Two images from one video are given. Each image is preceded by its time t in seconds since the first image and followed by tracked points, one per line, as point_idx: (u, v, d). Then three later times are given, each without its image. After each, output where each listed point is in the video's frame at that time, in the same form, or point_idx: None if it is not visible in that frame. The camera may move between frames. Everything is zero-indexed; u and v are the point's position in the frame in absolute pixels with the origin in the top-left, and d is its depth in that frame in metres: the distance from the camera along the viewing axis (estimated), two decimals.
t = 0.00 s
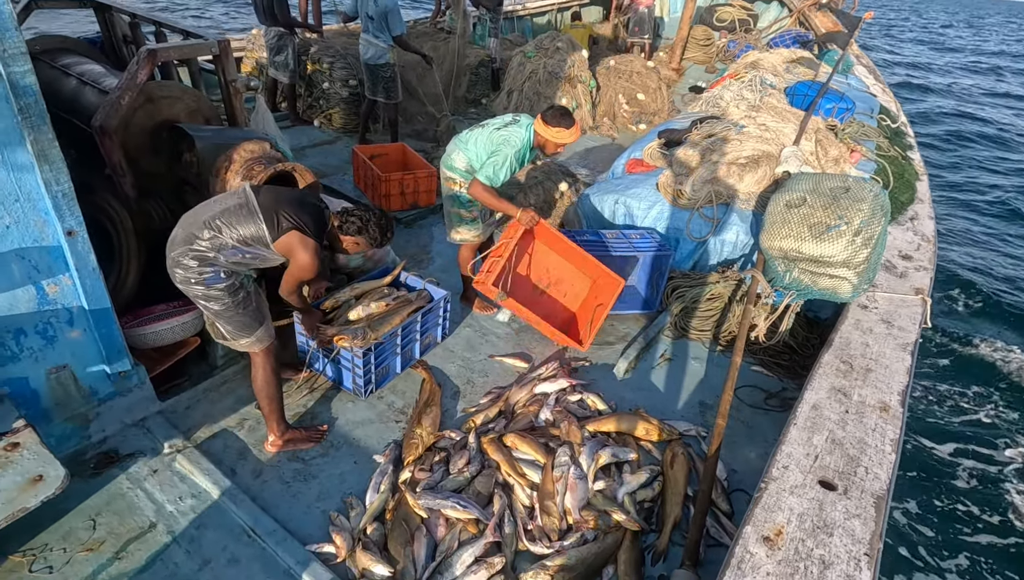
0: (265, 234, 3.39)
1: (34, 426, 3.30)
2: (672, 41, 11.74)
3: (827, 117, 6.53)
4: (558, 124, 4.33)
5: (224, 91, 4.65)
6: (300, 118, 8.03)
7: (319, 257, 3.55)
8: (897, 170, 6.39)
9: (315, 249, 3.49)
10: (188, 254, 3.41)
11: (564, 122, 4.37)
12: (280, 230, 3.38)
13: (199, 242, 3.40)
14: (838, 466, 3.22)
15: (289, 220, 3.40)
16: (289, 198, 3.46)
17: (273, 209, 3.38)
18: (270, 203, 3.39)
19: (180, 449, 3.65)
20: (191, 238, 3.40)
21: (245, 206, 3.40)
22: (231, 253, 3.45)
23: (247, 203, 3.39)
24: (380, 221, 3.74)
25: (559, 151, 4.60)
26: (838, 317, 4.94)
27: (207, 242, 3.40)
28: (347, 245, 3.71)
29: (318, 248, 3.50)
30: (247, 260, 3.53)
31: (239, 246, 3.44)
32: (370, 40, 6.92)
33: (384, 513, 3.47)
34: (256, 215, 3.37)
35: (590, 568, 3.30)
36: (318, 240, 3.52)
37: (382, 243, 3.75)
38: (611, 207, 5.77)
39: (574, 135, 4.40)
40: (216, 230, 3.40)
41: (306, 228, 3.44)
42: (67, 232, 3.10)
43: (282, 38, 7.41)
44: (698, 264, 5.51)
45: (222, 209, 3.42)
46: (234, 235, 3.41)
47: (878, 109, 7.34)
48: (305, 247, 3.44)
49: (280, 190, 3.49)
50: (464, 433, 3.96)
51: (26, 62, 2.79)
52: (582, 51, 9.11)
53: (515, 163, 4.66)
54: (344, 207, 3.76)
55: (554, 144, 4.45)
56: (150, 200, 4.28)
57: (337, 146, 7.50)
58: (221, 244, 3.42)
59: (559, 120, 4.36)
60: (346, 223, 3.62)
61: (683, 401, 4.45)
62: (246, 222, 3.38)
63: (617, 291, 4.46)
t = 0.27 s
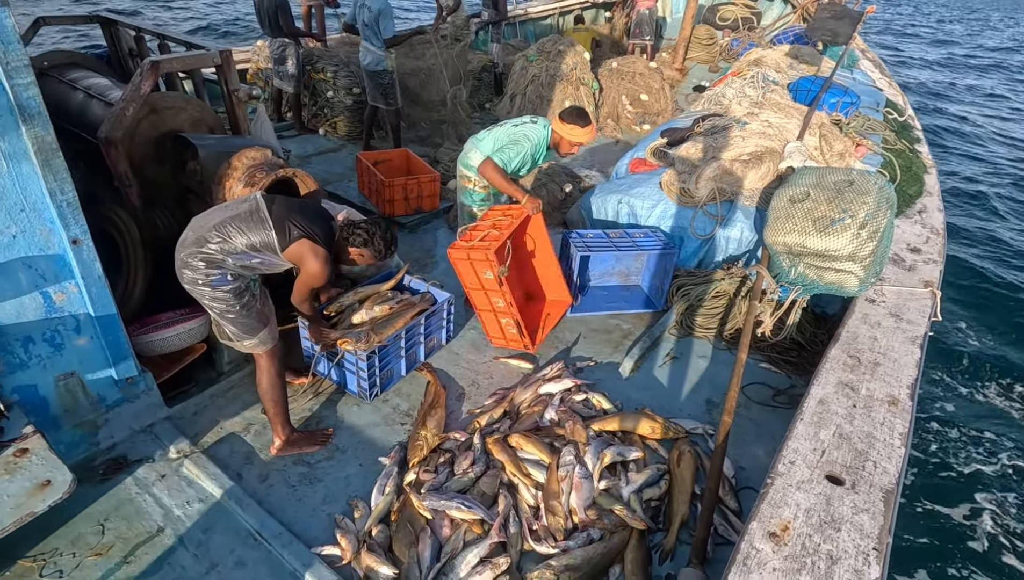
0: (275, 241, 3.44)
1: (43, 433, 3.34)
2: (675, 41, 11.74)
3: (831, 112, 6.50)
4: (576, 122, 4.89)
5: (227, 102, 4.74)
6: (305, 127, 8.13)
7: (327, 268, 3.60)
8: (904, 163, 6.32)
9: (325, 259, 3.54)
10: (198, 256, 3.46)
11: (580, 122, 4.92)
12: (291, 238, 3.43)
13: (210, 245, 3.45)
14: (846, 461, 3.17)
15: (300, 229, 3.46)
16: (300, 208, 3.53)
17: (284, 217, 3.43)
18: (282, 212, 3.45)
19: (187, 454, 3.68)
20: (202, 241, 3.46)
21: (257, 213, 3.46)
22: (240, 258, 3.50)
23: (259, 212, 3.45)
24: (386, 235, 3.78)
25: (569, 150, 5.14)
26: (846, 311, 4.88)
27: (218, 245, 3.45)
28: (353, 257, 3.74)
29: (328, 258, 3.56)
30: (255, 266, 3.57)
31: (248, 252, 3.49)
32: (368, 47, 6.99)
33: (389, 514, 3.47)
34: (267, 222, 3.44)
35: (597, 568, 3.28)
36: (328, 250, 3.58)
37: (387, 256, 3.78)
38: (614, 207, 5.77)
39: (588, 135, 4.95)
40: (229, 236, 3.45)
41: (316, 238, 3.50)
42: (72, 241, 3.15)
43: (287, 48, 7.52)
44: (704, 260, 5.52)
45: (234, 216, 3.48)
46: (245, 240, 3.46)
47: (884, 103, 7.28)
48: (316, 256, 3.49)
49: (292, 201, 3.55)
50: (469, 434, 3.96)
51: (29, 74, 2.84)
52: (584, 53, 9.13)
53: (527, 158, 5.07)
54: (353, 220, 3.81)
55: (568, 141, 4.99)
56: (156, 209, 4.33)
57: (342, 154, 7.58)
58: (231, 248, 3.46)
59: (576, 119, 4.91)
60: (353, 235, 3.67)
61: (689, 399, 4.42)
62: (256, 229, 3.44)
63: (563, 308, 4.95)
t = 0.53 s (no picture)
0: (279, 238, 3.46)
1: (51, 430, 3.38)
2: (679, 37, 11.72)
3: (835, 103, 6.46)
4: (580, 123, 4.71)
5: (229, 103, 4.80)
6: (310, 129, 8.20)
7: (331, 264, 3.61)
8: (911, 154, 6.27)
9: (330, 255, 3.56)
10: (202, 252, 3.49)
11: (587, 122, 4.73)
12: (295, 235, 3.45)
13: (214, 242, 3.48)
14: (851, 450, 3.14)
15: (303, 226, 3.48)
16: (302, 205, 3.54)
17: (287, 214, 3.45)
18: (285, 209, 3.46)
19: (193, 451, 3.70)
20: (206, 238, 3.48)
21: (259, 211, 3.48)
22: (244, 255, 3.53)
23: (262, 210, 3.47)
24: (388, 232, 3.80)
25: (579, 150, 4.99)
26: (852, 303, 4.84)
27: (221, 242, 3.48)
28: (356, 255, 3.76)
29: (333, 254, 3.58)
30: (258, 262, 3.60)
31: (252, 249, 3.51)
32: (366, 47, 7.03)
33: (393, 509, 3.48)
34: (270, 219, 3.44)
35: (601, 560, 3.27)
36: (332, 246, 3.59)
37: (389, 253, 3.80)
38: (618, 202, 5.76)
39: (594, 136, 4.75)
40: (232, 233, 3.47)
41: (320, 234, 3.52)
42: (76, 240, 3.19)
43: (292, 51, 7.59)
44: (708, 255, 5.48)
45: (237, 213, 3.50)
46: (249, 237, 3.48)
47: (890, 94, 7.22)
48: (321, 252, 3.51)
49: (295, 199, 3.57)
50: (472, 429, 3.97)
51: (31, 75, 2.88)
52: (587, 51, 9.15)
53: (534, 158, 5.08)
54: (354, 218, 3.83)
55: (573, 140, 4.85)
56: (160, 210, 4.37)
57: (346, 155, 7.65)
58: (234, 245, 3.49)
59: (582, 119, 4.75)
60: (355, 233, 3.69)
61: (694, 393, 4.41)
62: (260, 227, 3.47)
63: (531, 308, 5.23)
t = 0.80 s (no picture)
0: (284, 236, 3.49)
1: (59, 426, 3.44)
2: (683, 31, 11.69)
3: (840, 95, 6.43)
4: (581, 126, 4.66)
5: (232, 101, 4.84)
6: (314, 127, 8.25)
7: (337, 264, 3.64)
8: (917, 145, 6.20)
9: (334, 254, 3.59)
10: (208, 248, 3.52)
11: (589, 125, 4.68)
12: (300, 234, 3.49)
13: (221, 238, 3.51)
14: (852, 442, 3.14)
15: (308, 225, 3.53)
16: (305, 205, 3.58)
17: (293, 214, 3.49)
18: (291, 209, 3.50)
19: (199, 446, 3.75)
20: (214, 234, 3.52)
21: (265, 209, 3.51)
22: (249, 251, 3.55)
23: (268, 208, 3.50)
24: (393, 234, 3.80)
25: (580, 153, 4.93)
26: (856, 295, 4.82)
27: (228, 238, 3.51)
28: (361, 256, 3.77)
29: (337, 254, 3.61)
30: (263, 259, 3.61)
31: (258, 246, 3.54)
32: (371, 46, 7.06)
33: (396, 503, 3.52)
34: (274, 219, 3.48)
35: (601, 553, 3.28)
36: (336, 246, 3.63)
37: (393, 255, 3.81)
38: (620, 197, 5.77)
39: (595, 140, 4.70)
40: (239, 230, 3.50)
41: (325, 234, 3.57)
42: (81, 238, 3.24)
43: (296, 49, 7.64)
44: (711, 249, 5.50)
45: (243, 212, 3.53)
46: (255, 235, 3.50)
47: (897, 85, 7.16)
48: (325, 252, 3.54)
49: (301, 200, 3.61)
50: (474, 424, 3.99)
51: (34, 76, 2.92)
52: (590, 46, 9.14)
53: (534, 157, 5.07)
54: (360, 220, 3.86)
55: (573, 143, 4.80)
56: (164, 209, 4.41)
57: (351, 153, 7.71)
58: (241, 242, 3.52)
59: (584, 122, 4.70)
60: (360, 234, 3.71)
61: (696, 387, 4.41)
62: (265, 225, 3.49)
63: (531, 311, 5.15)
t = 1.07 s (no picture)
0: (292, 227, 3.49)
1: (64, 418, 3.46)
2: (690, 23, 11.60)
3: (849, 86, 6.36)
4: (581, 127, 4.61)
5: (234, 94, 4.83)
6: (319, 121, 8.26)
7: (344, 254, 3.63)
8: (927, 137, 6.12)
9: (341, 243, 3.57)
10: (216, 240, 3.53)
11: (590, 126, 4.62)
12: (309, 224, 3.49)
13: (229, 230, 3.51)
14: (857, 438, 3.11)
15: (317, 215, 3.53)
16: (313, 198, 3.61)
17: (302, 205, 3.51)
18: (299, 200, 3.51)
19: (203, 439, 3.77)
20: (222, 227, 3.51)
21: (273, 201, 3.50)
22: (257, 244, 3.56)
23: (276, 201, 3.50)
24: (399, 226, 3.79)
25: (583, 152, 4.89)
26: (862, 289, 4.77)
27: (235, 230, 3.51)
28: (367, 248, 3.75)
29: (344, 243, 3.59)
30: (271, 252, 3.63)
31: (266, 239, 3.54)
32: (381, 40, 7.03)
33: (398, 495, 3.52)
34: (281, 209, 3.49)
35: (604, 547, 3.28)
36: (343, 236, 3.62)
37: (400, 247, 3.79)
38: (625, 189, 5.75)
39: (595, 141, 4.65)
40: (247, 222, 3.50)
41: (333, 224, 3.57)
42: (84, 231, 3.25)
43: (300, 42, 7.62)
44: (717, 242, 5.49)
45: (251, 204, 3.52)
46: (264, 228, 3.51)
47: (907, 76, 7.07)
48: (332, 241, 3.52)
49: (309, 192, 3.63)
50: (477, 417, 3.99)
51: (35, 68, 2.92)
52: (596, 37, 9.09)
53: (538, 150, 5.11)
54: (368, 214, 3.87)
55: (575, 142, 4.75)
56: (168, 202, 4.41)
57: (355, 147, 7.71)
58: (249, 234, 3.52)
59: (586, 122, 4.64)
60: (366, 224, 3.70)
61: (700, 381, 4.39)
62: (274, 217, 3.49)
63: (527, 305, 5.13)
